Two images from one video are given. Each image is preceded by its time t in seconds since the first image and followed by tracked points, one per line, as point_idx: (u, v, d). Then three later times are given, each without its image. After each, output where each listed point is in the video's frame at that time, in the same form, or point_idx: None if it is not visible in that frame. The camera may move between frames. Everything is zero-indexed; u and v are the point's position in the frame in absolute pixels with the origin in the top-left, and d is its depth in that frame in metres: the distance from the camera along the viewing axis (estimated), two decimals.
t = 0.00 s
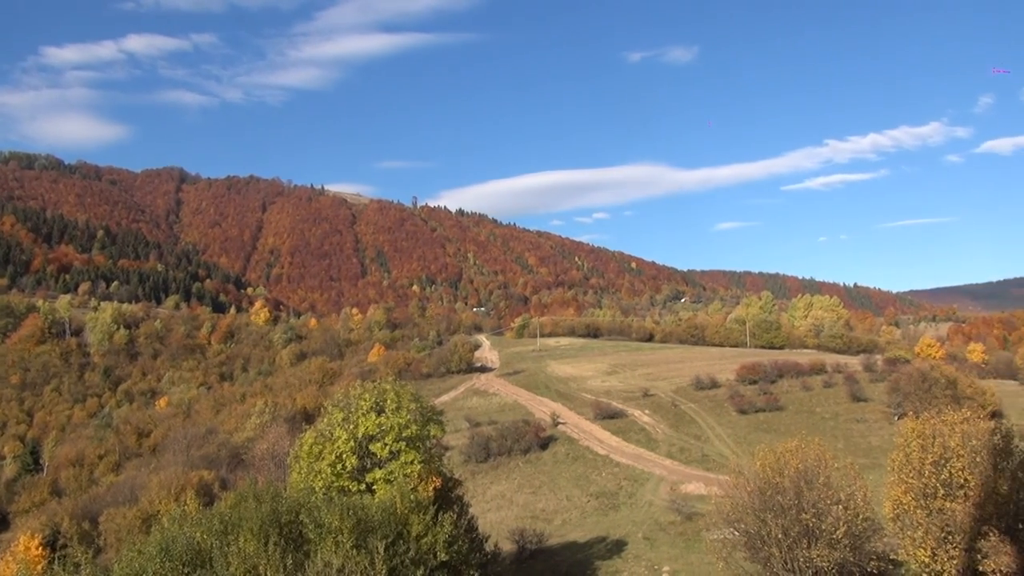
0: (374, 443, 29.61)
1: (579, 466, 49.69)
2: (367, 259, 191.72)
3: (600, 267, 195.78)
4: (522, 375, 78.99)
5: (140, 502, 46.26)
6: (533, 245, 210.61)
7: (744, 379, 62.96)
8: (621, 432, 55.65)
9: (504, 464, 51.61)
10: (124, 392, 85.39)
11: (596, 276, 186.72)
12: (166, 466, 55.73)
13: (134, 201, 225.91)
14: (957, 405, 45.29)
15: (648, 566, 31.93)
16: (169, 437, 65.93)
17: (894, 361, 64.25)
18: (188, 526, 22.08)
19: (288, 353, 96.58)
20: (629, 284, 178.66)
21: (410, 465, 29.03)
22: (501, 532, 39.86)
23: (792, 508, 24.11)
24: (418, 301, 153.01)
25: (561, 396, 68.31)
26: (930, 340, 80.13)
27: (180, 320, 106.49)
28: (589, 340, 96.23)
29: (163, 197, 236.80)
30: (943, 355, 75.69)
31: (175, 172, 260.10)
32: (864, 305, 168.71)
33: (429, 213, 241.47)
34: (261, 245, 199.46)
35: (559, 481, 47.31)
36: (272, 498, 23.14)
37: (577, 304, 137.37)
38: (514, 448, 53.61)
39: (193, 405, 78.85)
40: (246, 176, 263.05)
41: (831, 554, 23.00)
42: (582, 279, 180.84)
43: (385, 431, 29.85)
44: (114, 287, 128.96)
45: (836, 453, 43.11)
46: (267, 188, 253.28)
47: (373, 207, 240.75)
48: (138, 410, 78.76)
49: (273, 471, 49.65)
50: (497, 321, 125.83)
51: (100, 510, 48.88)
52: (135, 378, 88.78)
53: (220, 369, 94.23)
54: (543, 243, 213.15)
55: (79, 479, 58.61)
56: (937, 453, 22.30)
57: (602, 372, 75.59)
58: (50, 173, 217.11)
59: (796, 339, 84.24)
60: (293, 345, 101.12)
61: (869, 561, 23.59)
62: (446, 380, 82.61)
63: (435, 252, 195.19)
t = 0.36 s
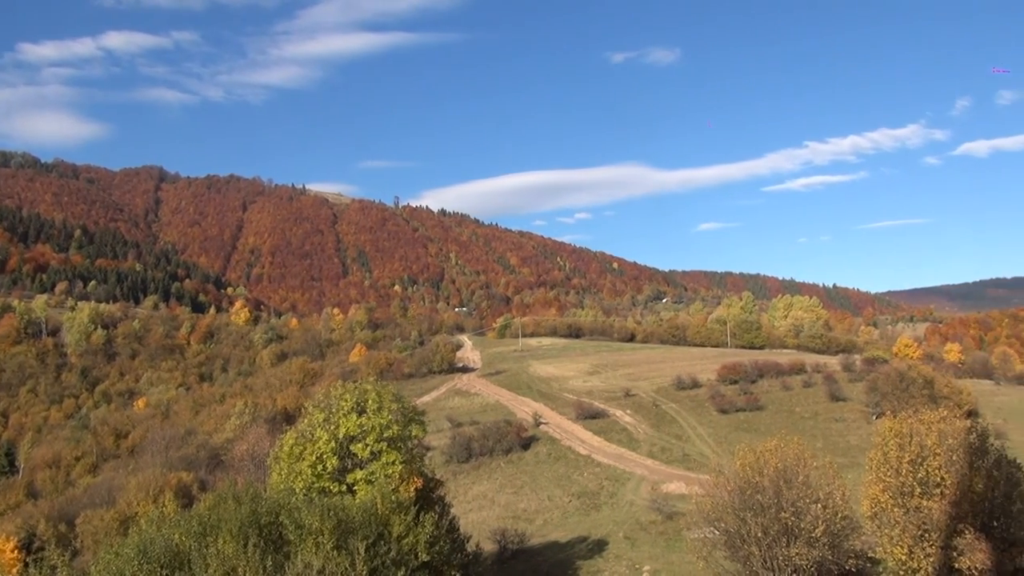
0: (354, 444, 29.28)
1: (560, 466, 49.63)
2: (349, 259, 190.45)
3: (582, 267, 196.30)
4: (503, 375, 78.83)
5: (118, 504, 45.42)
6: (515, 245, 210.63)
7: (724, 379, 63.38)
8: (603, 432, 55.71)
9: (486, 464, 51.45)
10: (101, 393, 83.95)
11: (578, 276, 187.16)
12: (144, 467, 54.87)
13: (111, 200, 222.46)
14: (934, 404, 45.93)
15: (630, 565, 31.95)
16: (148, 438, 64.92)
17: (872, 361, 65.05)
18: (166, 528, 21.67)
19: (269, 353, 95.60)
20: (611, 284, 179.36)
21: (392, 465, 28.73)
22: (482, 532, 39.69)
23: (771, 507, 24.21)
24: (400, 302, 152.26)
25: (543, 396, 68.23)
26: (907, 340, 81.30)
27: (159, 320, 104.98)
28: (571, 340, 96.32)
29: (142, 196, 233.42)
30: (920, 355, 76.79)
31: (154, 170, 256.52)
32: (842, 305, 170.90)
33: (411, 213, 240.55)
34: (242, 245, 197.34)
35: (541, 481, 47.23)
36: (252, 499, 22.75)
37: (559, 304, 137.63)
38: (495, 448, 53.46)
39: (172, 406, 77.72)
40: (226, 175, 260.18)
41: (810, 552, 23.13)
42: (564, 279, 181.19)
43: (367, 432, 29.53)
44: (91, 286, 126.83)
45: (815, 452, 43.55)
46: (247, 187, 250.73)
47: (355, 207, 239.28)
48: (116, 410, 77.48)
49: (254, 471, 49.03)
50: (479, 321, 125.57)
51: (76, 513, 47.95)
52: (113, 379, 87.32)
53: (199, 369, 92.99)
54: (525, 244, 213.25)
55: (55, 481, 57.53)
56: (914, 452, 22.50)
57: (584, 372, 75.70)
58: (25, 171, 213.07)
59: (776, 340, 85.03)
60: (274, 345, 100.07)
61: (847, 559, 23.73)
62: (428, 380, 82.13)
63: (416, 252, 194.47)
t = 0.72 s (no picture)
0: (333, 444, 28.92)
1: (540, 466, 49.55)
2: (329, 258, 188.85)
3: (562, 267, 196.69)
4: (484, 375, 78.59)
5: (93, 506, 44.43)
6: (496, 244, 210.32)
7: (704, 379, 63.77)
8: (582, 432, 55.74)
9: (466, 464, 51.22)
10: (76, 393, 82.34)
11: (558, 276, 187.50)
12: (120, 469, 53.85)
13: (86, 197, 218.37)
14: (909, 404, 46.49)
15: (609, 564, 31.96)
16: (124, 439, 63.75)
17: (849, 361, 65.77)
18: (143, 529, 21.22)
19: (247, 353, 94.45)
20: (592, 284, 179.93)
21: (371, 466, 28.41)
22: (462, 532, 39.47)
23: (749, 506, 24.32)
24: (380, 301, 151.32)
25: (523, 396, 68.10)
26: (883, 341, 82.45)
27: (135, 320, 103.25)
28: (551, 340, 96.32)
29: (118, 193, 229.44)
30: (896, 355, 77.91)
31: (131, 168, 252.29)
32: (819, 306, 173.17)
33: (391, 213, 239.27)
34: (220, 244, 194.84)
35: (521, 481, 47.10)
36: (230, 500, 22.37)
37: (540, 304, 137.75)
38: (476, 448, 53.25)
39: (149, 406, 76.44)
40: (204, 173, 256.78)
41: (787, 551, 23.28)
42: (545, 279, 181.46)
43: (346, 432, 29.17)
44: (66, 285, 124.41)
45: (793, 451, 43.98)
46: (226, 185, 247.64)
47: (335, 206, 237.44)
48: (91, 411, 76.02)
49: (232, 472, 48.28)
50: (460, 321, 125.18)
51: (50, 515, 46.85)
52: (88, 378, 85.70)
53: (176, 369, 91.59)
54: (505, 244, 213.19)
55: (28, 483, 56.25)
56: (889, 451, 22.74)
57: (564, 372, 75.75)
58: None
59: (754, 340, 85.80)
60: (253, 345, 98.83)
61: (824, 557, 23.93)
62: (408, 380, 81.60)
63: (397, 252, 193.47)
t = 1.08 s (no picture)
0: (312, 443, 28.52)
1: (520, 465, 49.44)
2: (308, 257, 187.15)
3: (543, 266, 196.91)
4: (464, 374, 78.28)
5: (67, 506, 43.44)
6: (476, 244, 209.91)
7: (683, 378, 64.10)
8: (562, 431, 55.71)
9: (445, 463, 50.91)
10: (50, 392, 80.69)
11: (539, 275, 187.66)
12: (95, 469, 52.83)
13: (60, 193, 214.27)
14: (885, 403, 47.05)
15: (588, 563, 31.94)
16: (99, 438, 62.57)
17: (826, 361, 66.48)
18: (118, 528, 20.79)
19: (225, 351, 93.22)
20: (572, 283, 180.39)
21: (350, 465, 28.07)
22: (441, 531, 39.20)
23: (727, 505, 24.40)
24: (360, 300, 150.33)
25: (503, 395, 67.91)
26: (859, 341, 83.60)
27: (111, 318, 101.45)
28: (532, 339, 96.27)
29: (94, 189, 225.28)
30: (872, 355, 78.97)
31: (107, 164, 247.85)
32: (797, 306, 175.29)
33: (371, 211, 237.76)
34: (197, 241, 192.17)
35: (500, 480, 46.93)
36: (207, 499, 21.98)
37: (520, 303, 137.74)
38: (455, 447, 52.96)
39: (124, 405, 75.12)
40: (182, 170, 253.11)
41: (764, 549, 23.39)
42: (525, 278, 181.55)
43: (325, 431, 28.78)
44: (39, 283, 121.91)
45: (770, 450, 44.41)
46: (204, 182, 244.31)
47: (314, 203, 235.34)
48: (65, 410, 74.54)
49: (209, 471, 47.53)
50: (440, 320, 124.63)
51: (22, 516, 45.76)
52: (62, 377, 84.04)
53: (153, 368, 90.14)
54: (486, 243, 212.92)
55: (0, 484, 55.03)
56: (865, 450, 22.95)
57: (544, 371, 75.72)
58: None
59: (733, 340, 86.47)
60: (230, 343, 97.52)
61: (800, 554, 24.09)
62: (387, 379, 81.05)
63: (377, 250, 192.31)
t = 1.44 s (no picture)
0: (291, 443, 28.12)
1: (500, 464, 49.29)
2: (288, 254, 185.37)
3: (524, 266, 196.96)
4: (444, 373, 77.94)
5: (40, 506, 42.49)
6: (458, 243, 209.38)
7: (663, 377, 64.38)
8: (542, 430, 55.66)
9: (425, 463, 50.60)
10: (23, 391, 79.01)
11: (520, 275, 187.70)
12: (69, 469, 51.75)
13: (34, 188, 209.99)
14: (861, 403, 47.62)
15: (567, 562, 31.90)
16: (74, 437, 61.35)
17: (803, 361, 67.19)
18: (93, 528, 20.35)
19: (203, 349, 91.95)
20: (553, 283, 180.62)
21: (329, 464, 27.72)
22: (421, 531, 38.92)
23: (706, 503, 24.46)
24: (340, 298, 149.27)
25: (483, 394, 67.73)
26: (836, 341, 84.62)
27: (86, 315, 99.55)
28: (513, 339, 96.18)
29: (69, 185, 220.93)
30: (849, 355, 79.98)
31: (83, 159, 243.33)
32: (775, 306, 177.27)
33: (352, 209, 236.02)
34: (175, 238, 189.39)
35: (480, 479, 46.74)
36: (184, 498, 21.60)
37: (501, 302, 137.62)
38: (435, 446, 52.66)
39: (100, 403, 73.78)
40: (160, 167, 249.25)
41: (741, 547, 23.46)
42: (506, 277, 181.48)
43: (304, 430, 28.39)
44: (12, 279, 119.29)
45: (748, 449, 44.75)
46: (182, 179, 240.88)
47: (294, 201, 233.10)
48: (38, 409, 73.03)
49: (186, 470, 46.76)
50: (420, 319, 123.95)
51: None
52: (36, 375, 82.30)
53: (129, 366, 88.62)
54: (467, 242, 212.43)
55: None
56: (842, 449, 23.14)
57: (525, 370, 75.62)
58: None
59: (712, 340, 87.06)
60: (208, 342, 96.19)
61: (777, 553, 24.22)
62: (367, 378, 80.45)
63: (357, 249, 191.03)
